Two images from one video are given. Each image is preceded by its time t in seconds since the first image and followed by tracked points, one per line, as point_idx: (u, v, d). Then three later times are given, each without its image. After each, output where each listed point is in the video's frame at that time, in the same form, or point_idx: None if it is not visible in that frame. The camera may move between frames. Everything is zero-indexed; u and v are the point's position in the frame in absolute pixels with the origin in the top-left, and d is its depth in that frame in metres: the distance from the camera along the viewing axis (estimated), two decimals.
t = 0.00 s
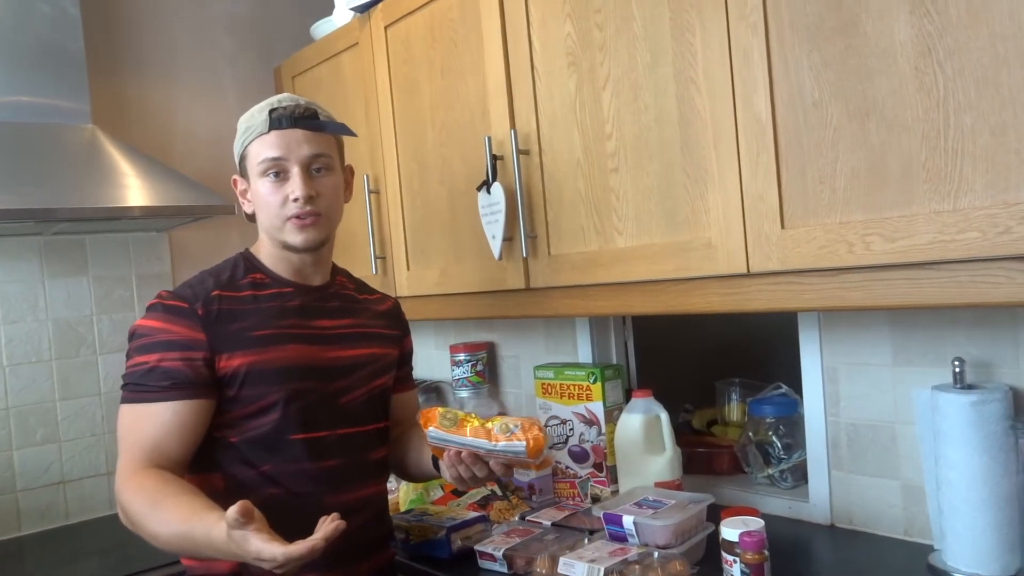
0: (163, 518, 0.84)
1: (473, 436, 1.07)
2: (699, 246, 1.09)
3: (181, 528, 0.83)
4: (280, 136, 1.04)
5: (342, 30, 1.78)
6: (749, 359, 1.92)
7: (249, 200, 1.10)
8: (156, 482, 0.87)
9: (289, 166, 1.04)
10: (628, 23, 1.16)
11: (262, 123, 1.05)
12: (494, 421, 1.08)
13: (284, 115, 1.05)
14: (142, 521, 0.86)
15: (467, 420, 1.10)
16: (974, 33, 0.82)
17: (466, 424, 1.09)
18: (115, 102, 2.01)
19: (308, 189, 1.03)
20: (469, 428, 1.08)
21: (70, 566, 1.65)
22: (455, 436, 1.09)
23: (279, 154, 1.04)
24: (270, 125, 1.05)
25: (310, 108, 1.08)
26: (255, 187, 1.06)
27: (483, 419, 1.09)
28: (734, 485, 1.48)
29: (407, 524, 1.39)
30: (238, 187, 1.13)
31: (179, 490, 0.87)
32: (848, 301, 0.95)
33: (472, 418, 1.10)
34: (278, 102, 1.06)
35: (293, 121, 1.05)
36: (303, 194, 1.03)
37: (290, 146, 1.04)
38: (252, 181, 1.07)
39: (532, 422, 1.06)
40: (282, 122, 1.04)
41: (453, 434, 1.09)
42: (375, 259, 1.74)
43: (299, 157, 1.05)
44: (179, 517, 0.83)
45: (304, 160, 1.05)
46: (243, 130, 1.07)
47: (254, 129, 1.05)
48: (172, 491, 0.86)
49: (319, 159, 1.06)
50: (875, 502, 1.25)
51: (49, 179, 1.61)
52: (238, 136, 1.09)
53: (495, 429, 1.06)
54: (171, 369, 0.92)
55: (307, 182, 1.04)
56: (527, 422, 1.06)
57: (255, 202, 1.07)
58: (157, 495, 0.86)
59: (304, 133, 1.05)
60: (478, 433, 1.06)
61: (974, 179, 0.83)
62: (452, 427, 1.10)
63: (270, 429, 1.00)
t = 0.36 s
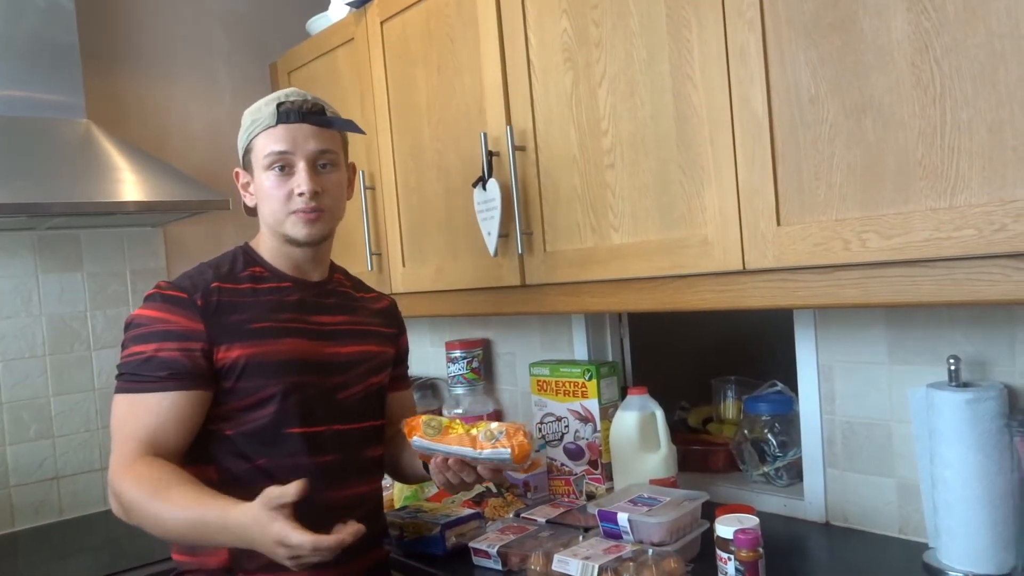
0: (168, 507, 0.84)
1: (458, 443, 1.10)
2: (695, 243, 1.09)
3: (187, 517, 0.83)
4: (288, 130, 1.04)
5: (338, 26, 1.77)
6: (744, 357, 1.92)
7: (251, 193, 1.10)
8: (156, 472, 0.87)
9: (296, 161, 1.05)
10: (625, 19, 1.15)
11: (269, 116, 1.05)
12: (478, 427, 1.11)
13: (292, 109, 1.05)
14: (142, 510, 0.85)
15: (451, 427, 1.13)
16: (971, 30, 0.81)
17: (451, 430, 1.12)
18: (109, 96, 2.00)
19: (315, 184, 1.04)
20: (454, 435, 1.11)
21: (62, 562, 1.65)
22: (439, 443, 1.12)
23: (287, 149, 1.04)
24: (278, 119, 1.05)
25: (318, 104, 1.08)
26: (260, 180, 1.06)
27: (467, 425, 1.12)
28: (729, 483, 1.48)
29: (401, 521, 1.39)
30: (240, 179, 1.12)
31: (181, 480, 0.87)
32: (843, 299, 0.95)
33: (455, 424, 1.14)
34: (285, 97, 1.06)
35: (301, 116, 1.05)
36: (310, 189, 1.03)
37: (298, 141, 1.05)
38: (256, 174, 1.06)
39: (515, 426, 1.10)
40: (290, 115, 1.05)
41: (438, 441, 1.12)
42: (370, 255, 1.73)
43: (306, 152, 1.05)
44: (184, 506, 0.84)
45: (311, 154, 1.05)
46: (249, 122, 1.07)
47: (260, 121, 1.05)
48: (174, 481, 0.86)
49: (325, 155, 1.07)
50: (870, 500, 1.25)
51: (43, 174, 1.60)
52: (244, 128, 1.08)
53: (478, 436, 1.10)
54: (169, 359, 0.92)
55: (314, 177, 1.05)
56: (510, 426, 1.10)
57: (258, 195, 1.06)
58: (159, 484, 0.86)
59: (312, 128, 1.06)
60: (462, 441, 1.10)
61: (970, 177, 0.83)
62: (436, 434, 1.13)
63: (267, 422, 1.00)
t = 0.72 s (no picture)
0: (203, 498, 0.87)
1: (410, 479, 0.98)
2: (689, 239, 1.09)
3: (221, 509, 0.87)
4: (282, 123, 1.03)
5: (332, 23, 1.77)
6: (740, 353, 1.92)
7: (241, 185, 1.10)
8: (173, 468, 0.88)
9: (289, 155, 1.04)
10: (619, 15, 1.15)
11: (263, 108, 1.03)
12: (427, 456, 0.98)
13: (286, 101, 1.04)
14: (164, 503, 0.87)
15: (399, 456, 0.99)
16: (963, 26, 0.82)
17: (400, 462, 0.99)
18: (103, 94, 2.00)
19: (310, 180, 1.04)
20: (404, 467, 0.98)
21: (58, 560, 1.65)
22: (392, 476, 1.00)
23: (281, 143, 1.03)
24: (272, 112, 1.03)
25: (311, 96, 1.07)
26: (251, 173, 1.05)
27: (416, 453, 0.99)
28: (724, 478, 1.48)
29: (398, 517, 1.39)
30: (230, 172, 1.12)
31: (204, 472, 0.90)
32: (837, 294, 0.95)
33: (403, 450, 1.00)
34: (278, 88, 1.05)
35: (296, 109, 1.04)
36: (305, 185, 1.03)
37: (292, 134, 1.04)
38: (248, 167, 1.06)
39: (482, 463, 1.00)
40: (284, 108, 1.03)
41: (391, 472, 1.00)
42: (365, 252, 1.73)
43: (301, 146, 1.04)
44: (220, 498, 0.88)
45: (305, 148, 1.05)
46: (241, 113, 1.05)
47: (253, 113, 1.04)
48: (195, 474, 0.89)
49: (319, 149, 1.06)
50: (864, 494, 1.26)
51: (37, 172, 1.60)
52: (234, 118, 1.07)
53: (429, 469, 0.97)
54: (170, 359, 0.91)
55: (308, 172, 1.04)
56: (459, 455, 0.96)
57: (250, 188, 1.06)
58: (182, 478, 0.88)
59: (306, 121, 1.05)
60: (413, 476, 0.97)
61: (962, 173, 0.83)
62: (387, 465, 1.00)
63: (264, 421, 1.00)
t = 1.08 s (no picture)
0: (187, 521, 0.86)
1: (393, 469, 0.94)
2: (685, 237, 1.09)
3: (211, 532, 0.85)
4: (241, 108, 1.02)
5: (327, 20, 1.76)
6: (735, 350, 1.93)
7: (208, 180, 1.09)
8: (158, 487, 0.87)
9: (253, 141, 1.03)
10: (615, 12, 1.15)
11: (218, 94, 1.02)
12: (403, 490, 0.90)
13: (242, 84, 1.03)
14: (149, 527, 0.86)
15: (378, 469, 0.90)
16: (958, 23, 0.82)
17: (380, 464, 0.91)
18: (98, 90, 1.99)
19: (276, 164, 1.02)
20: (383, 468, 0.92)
21: (54, 559, 1.65)
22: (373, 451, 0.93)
23: (241, 129, 1.02)
24: (229, 98, 1.03)
25: (269, 78, 1.06)
26: (216, 166, 1.04)
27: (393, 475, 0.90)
28: (719, 475, 1.49)
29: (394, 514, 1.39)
30: (195, 167, 1.11)
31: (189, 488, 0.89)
32: (833, 290, 0.95)
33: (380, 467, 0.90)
34: (234, 72, 1.04)
35: (253, 92, 1.03)
36: (270, 169, 1.01)
37: (252, 119, 1.03)
38: (211, 160, 1.05)
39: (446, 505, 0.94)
40: (241, 91, 1.03)
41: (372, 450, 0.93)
42: (361, 249, 1.73)
43: (263, 130, 1.03)
44: (206, 521, 0.86)
45: (268, 132, 1.04)
46: (198, 104, 1.05)
47: (209, 100, 1.03)
48: (182, 491, 0.88)
49: (283, 131, 1.05)
50: (858, 491, 1.26)
51: (31, 169, 1.59)
52: (193, 110, 1.06)
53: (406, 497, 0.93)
54: (151, 372, 0.89)
55: (273, 156, 1.03)
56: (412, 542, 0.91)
57: (217, 181, 1.05)
58: (167, 497, 0.86)
59: (265, 104, 1.04)
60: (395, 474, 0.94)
61: (957, 169, 0.83)
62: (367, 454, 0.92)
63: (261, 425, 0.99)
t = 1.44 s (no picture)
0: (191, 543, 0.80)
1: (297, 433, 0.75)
2: (682, 235, 1.09)
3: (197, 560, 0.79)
4: (198, 104, 0.92)
5: (323, 17, 1.76)
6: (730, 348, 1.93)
7: (168, 178, 0.99)
8: (143, 510, 0.80)
9: (214, 140, 0.94)
10: (610, 11, 1.15)
11: (173, 89, 0.92)
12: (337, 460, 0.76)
13: (199, 77, 0.92)
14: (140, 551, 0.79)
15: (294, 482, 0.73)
16: (954, 23, 0.82)
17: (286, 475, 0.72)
18: (94, 88, 1.98)
19: (241, 167, 0.93)
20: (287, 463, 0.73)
21: (51, 557, 1.65)
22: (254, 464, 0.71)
23: (201, 128, 0.92)
24: (185, 93, 0.92)
25: (229, 66, 0.95)
26: (174, 166, 0.95)
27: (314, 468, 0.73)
28: (716, 473, 1.49)
29: (391, 513, 1.39)
30: (152, 163, 1.01)
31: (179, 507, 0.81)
32: (828, 289, 0.95)
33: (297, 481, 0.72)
34: (189, 62, 0.94)
35: (212, 86, 0.93)
36: (235, 173, 0.93)
37: (211, 115, 0.93)
38: (169, 159, 0.95)
39: (396, 441, 0.79)
40: (198, 85, 0.92)
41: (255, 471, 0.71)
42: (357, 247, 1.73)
43: (224, 128, 0.93)
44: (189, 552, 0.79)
45: (230, 130, 0.94)
46: (150, 97, 0.94)
47: (163, 96, 0.93)
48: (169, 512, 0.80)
49: (248, 127, 0.96)
50: (854, 489, 1.27)
51: (26, 167, 1.58)
52: (145, 103, 0.95)
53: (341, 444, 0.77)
54: (124, 395, 0.82)
55: (238, 156, 0.94)
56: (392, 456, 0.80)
57: (177, 182, 0.96)
58: (147, 518, 0.79)
59: (226, 98, 0.94)
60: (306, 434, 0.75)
61: (953, 169, 0.83)
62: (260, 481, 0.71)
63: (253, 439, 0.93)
